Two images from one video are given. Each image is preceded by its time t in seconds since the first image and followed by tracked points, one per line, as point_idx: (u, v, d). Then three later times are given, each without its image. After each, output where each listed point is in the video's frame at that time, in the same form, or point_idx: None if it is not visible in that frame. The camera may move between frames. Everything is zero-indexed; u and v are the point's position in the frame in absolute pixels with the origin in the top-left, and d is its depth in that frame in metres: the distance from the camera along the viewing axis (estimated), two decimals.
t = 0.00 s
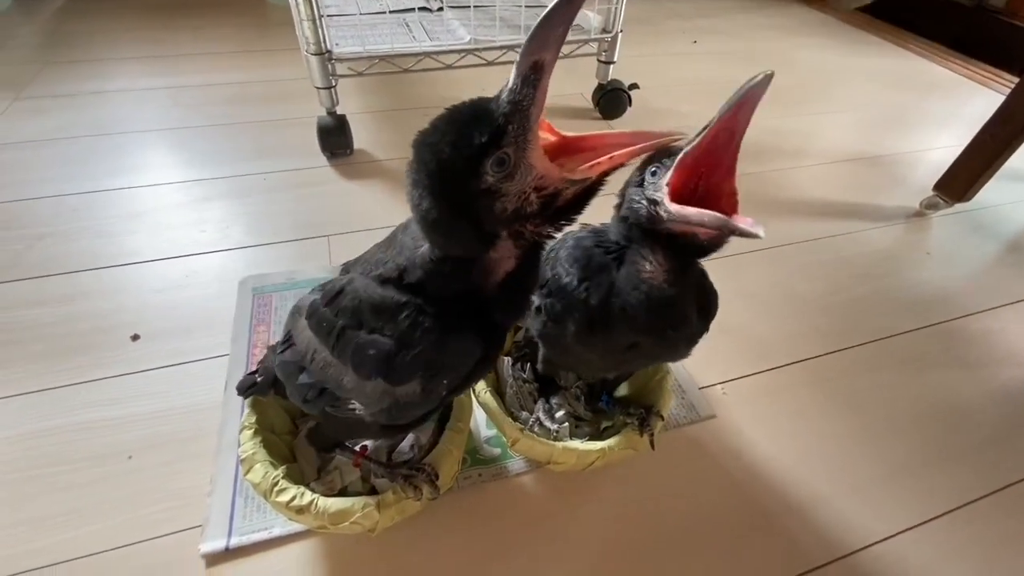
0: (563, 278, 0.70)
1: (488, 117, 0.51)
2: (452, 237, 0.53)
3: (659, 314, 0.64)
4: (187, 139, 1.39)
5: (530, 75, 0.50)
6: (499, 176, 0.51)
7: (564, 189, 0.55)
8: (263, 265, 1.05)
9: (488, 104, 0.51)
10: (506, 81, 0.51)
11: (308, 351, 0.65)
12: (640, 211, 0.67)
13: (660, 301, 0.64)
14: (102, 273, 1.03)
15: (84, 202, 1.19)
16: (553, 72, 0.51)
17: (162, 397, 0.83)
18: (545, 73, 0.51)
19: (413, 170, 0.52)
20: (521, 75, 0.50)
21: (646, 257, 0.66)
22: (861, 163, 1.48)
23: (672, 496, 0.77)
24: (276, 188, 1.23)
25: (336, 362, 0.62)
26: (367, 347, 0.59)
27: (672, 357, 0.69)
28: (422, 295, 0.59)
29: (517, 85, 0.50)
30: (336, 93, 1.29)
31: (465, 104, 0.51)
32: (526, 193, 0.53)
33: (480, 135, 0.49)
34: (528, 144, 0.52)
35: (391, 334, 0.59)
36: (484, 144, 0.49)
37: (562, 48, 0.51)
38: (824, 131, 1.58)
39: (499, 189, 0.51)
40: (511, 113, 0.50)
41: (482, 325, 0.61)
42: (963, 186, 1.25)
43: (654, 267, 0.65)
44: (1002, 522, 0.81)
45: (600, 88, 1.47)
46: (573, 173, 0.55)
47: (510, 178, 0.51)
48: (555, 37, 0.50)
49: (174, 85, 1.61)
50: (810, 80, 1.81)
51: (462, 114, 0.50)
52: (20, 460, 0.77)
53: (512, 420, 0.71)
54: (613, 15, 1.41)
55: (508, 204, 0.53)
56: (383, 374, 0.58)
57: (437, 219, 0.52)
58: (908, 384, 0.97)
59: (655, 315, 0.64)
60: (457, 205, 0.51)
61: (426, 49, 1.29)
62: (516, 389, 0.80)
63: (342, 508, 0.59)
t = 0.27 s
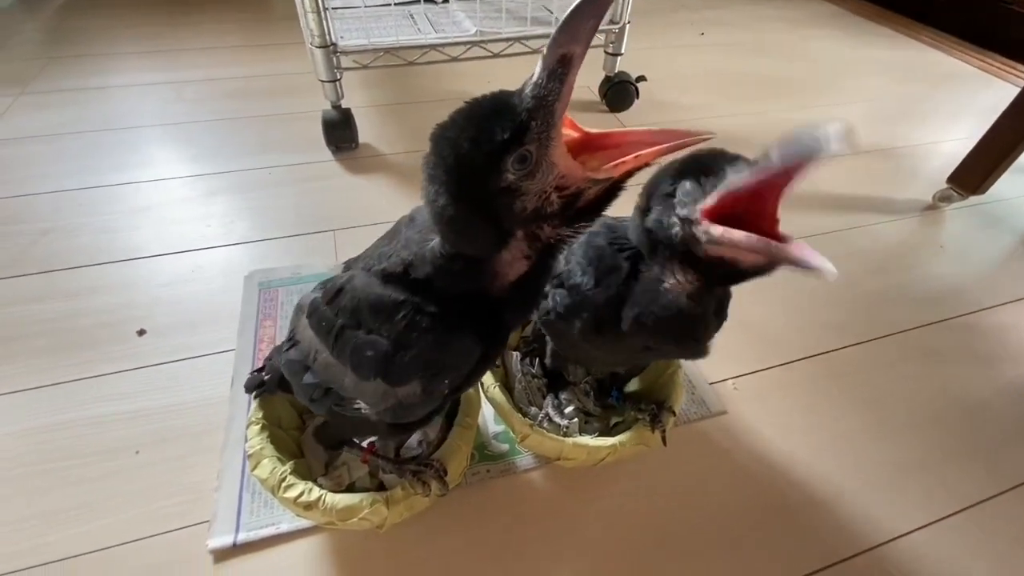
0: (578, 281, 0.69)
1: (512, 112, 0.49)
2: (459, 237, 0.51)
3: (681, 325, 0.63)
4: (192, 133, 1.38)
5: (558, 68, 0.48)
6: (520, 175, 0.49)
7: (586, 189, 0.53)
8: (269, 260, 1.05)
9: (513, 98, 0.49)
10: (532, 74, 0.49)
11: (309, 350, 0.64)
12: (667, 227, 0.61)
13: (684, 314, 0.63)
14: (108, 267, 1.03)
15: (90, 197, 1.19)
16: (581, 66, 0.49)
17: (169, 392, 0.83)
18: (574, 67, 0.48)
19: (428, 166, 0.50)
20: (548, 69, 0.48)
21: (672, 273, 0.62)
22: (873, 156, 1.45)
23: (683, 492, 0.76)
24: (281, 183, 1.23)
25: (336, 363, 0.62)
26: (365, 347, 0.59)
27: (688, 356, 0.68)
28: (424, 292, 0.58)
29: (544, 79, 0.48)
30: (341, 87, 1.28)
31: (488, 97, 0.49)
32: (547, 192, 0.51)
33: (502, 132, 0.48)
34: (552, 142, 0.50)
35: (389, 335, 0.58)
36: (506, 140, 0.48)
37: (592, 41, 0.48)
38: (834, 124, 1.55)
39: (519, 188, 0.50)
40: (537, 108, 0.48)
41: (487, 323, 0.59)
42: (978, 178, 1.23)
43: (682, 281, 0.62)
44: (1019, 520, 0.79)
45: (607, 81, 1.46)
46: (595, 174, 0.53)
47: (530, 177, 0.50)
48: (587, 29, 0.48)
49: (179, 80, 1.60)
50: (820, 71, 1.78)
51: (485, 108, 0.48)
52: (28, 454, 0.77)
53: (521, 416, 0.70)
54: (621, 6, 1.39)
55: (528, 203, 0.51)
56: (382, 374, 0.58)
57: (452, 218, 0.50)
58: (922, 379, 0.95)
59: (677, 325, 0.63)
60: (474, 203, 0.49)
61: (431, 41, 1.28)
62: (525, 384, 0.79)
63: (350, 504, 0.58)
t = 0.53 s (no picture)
0: (566, 269, 0.68)
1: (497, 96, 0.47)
2: (445, 219, 0.50)
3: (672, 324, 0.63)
4: (190, 121, 1.37)
5: (548, 56, 0.46)
6: (500, 162, 0.47)
7: (570, 181, 0.51)
8: (266, 248, 1.03)
9: (499, 82, 0.47)
10: (521, 59, 0.47)
11: (298, 337, 0.63)
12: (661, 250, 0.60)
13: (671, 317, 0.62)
14: (104, 254, 1.02)
15: (87, 184, 1.18)
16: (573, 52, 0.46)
17: (164, 380, 0.82)
18: (565, 55, 0.46)
19: (410, 146, 0.49)
20: (538, 55, 0.46)
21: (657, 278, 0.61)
22: (882, 144, 1.42)
23: (684, 484, 0.75)
24: (279, 170, 1.21)
25: (321, 350, 0.60)
26: (351, 333, 0.57)
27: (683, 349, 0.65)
28: (411, 275, 0.56)
29: (531, 65, 0.46)
30: (339, 73, 1.26)
31: (475, 76, 0.47)
32: (527, 181, 0.49)
33: (484, 115, 0.46)
34: (536, 132, 0.47)
35: (374, 320, 0.57)
36: (487, 125, 0.46)
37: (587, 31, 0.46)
38: (843, 111, 1.52)
39: (499, 175, 0.48)
40: (522, 94, 0.46)
41: (476, 310, 0.57)
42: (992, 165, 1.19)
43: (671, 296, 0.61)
44: None
45: (611, 67, 1.43)
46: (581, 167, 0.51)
47: (511, 165, 0.47)
48: (581, 17, 0.46)
49: (178, 67, 1.59)
50: (829, 58, 1.75)
51: (469, 89, 0.46)
52: (22, 441, 0.76)
53: (518, 404, 0.69)
54: None
55: (507, 192, 0.49)
56: (368, 361, 0.57)
57: (431, 201, 0.49)
58: (931, 371, 0.93)
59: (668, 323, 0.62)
60: (455, 185, 0.48)
61: (431, 26, 1.25)
62: (523, 372, 0.77)
63: (341, 493, 0.57)
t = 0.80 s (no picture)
0: (598, 262, 0.64)
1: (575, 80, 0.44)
2: (502, 203, 0.49)
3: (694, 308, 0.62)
4: (206, 107, 1.36)
5: (636, 40, 0.43)
6: (570, 149, 0.45)
7: (637, 175, 0.48)
8: (284, 235, 1.03)
9: (578, 65, 0.44)
10: (602, 39, 0.44)
11: (331, 322, 0.62)
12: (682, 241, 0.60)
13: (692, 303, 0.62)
14: (124, 240, 1.02)
15: (106, 170, 1.18)
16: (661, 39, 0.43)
17: (187, 364, 0.82)
18: (653, 41, 0.43)
19: (471, 126, 0.47)
20: (624, 37, 0.43)
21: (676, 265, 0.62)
22: (906, 133, 1.39)
23: (709, 473, 0.74)
24: (296, 157, 1.21)
25: (359, 336, 0.60)
26: (390, 319, 0.57)
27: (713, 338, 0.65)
28: (452, 260, 0.55)
29: (616, 50, 0.43)
30: (356, 59, 1.25)
31: (550, 57, 0.45)
32: (595, 171, 0.47)
33: (562, 98, 0.44)
34: (614, 120, 0.45)
35: (415, 306, 0.56)
36: (563, 109, 0.44)
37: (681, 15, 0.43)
38: (865, 100, 1.49)
39: (567, 162, 0.46)
40: (602, 80, 0.44)
41: (519, 296, 0.57)
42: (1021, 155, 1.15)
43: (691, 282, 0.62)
44: None
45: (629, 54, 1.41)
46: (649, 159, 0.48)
47: (581, 153, 0.46)
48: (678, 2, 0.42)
49: (193, 54, 1.58)
50: (850, 46, 1.71)
51: (545, 71, 0.44)
52: (47, 423, 0.77)
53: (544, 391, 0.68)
54: None
55: (573, 179, 0.47)
56: (409, 347, 0.56)
57: (491, 184, 0.48)
58: (958, 362, 0.92)
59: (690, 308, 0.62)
60: (517, 171, 0.47)
61: (448, 11, 1.24)
62: (548, 359, 0.77)
63: (371, 476, 0.57)
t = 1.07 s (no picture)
0: (601, 268, 0.66)
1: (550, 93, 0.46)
2: (481, 213, 0.50)
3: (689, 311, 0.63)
4: (210, 107, 1.37)
5: (612, 65, 0.46)
6: (542, 159, 0.47)
7: (592, 153, 0.49)
8: (287, 234, 1.03)
9: (554, 80, 0.46)
10: (581, 60, 0.46)
11: (334, 322, 0.63)
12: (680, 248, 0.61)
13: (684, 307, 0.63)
14: (129, 240, 1.02)
15: (111, 170, 1.19)
16: (639, 68, 0.46)
17: (191, 363, 0.83)
18: (630, 68, 0.46)
19: (450, 135, 0.48)
20: (601, 61, 0.46)
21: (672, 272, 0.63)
22: (910, 131, 1.38)
23: (709, 473, 0.74)
24: (298, 156, 1.21)
25: (362, 335, 0.60)
26: (392, 318, 0.57)
27: (714, 341, 0.66)
28: (452, 261, 0.56)
29: (593, 69, 0.46)
30: (358, 57, 1.25)
31: (526, 70, 0.47)
32: (565, 179, 0.49)
33: (536, 112, 0.46)
34: (585, 133, 0.47)
35: (417, 305, 0.56)
36: (538, 122, 0.46)
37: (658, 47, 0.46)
38: (870, 97, 1.48)
39: (538, 172, 0.48)
40: (575, 97, 0.46)
41: (520, 295, 0.57)
42: None
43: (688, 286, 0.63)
44: None
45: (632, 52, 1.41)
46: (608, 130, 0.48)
47: (553, 165, 0.48)
48: (657, 36, 0.45)
49: (197, 53, 1.59)
50: (855, 43, 1.70)
51: (520, 84, 0.46)
52: (54, 422, 0.77)
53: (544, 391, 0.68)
54: None
55: (544, 187, 0.49)
56: (410, 346, 0.56)
57: (468, 192, 0.49)
58: (961, 362, 0.91)
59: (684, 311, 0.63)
60: (493, 180, 0.48)
61: (450, 9, 1.23)
62: (548, 359, 0.77)
63: (371, 475, 0.57)
